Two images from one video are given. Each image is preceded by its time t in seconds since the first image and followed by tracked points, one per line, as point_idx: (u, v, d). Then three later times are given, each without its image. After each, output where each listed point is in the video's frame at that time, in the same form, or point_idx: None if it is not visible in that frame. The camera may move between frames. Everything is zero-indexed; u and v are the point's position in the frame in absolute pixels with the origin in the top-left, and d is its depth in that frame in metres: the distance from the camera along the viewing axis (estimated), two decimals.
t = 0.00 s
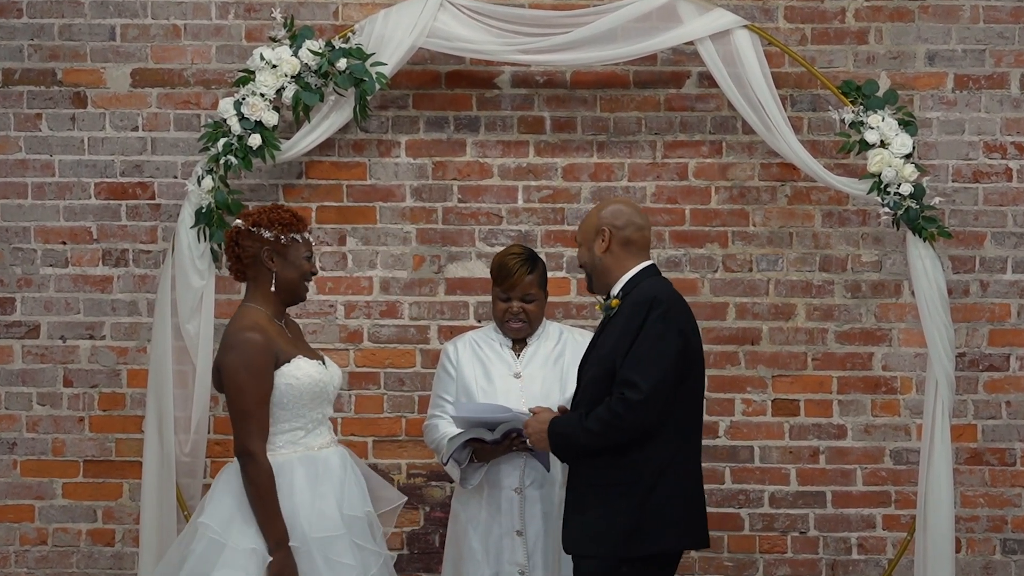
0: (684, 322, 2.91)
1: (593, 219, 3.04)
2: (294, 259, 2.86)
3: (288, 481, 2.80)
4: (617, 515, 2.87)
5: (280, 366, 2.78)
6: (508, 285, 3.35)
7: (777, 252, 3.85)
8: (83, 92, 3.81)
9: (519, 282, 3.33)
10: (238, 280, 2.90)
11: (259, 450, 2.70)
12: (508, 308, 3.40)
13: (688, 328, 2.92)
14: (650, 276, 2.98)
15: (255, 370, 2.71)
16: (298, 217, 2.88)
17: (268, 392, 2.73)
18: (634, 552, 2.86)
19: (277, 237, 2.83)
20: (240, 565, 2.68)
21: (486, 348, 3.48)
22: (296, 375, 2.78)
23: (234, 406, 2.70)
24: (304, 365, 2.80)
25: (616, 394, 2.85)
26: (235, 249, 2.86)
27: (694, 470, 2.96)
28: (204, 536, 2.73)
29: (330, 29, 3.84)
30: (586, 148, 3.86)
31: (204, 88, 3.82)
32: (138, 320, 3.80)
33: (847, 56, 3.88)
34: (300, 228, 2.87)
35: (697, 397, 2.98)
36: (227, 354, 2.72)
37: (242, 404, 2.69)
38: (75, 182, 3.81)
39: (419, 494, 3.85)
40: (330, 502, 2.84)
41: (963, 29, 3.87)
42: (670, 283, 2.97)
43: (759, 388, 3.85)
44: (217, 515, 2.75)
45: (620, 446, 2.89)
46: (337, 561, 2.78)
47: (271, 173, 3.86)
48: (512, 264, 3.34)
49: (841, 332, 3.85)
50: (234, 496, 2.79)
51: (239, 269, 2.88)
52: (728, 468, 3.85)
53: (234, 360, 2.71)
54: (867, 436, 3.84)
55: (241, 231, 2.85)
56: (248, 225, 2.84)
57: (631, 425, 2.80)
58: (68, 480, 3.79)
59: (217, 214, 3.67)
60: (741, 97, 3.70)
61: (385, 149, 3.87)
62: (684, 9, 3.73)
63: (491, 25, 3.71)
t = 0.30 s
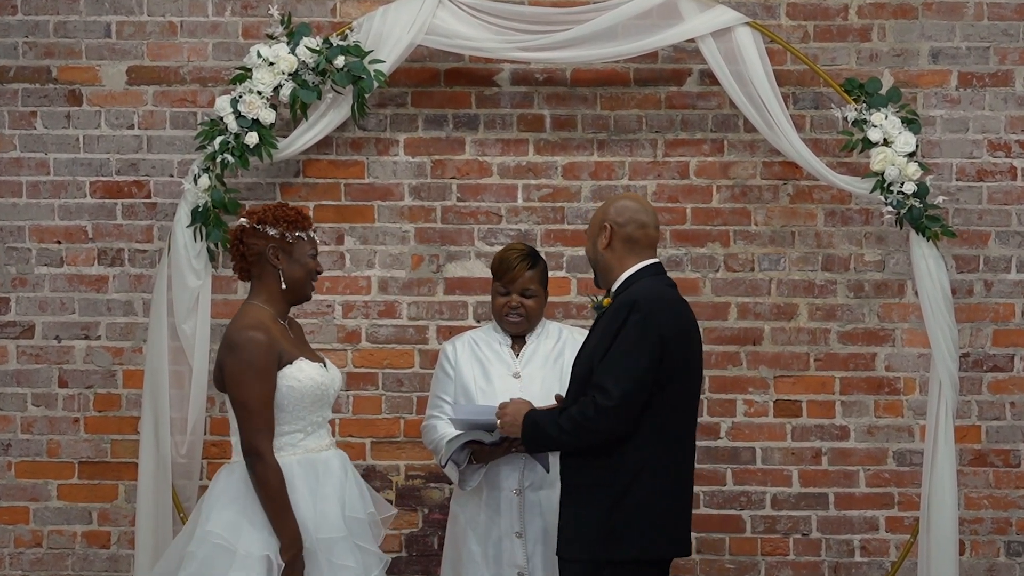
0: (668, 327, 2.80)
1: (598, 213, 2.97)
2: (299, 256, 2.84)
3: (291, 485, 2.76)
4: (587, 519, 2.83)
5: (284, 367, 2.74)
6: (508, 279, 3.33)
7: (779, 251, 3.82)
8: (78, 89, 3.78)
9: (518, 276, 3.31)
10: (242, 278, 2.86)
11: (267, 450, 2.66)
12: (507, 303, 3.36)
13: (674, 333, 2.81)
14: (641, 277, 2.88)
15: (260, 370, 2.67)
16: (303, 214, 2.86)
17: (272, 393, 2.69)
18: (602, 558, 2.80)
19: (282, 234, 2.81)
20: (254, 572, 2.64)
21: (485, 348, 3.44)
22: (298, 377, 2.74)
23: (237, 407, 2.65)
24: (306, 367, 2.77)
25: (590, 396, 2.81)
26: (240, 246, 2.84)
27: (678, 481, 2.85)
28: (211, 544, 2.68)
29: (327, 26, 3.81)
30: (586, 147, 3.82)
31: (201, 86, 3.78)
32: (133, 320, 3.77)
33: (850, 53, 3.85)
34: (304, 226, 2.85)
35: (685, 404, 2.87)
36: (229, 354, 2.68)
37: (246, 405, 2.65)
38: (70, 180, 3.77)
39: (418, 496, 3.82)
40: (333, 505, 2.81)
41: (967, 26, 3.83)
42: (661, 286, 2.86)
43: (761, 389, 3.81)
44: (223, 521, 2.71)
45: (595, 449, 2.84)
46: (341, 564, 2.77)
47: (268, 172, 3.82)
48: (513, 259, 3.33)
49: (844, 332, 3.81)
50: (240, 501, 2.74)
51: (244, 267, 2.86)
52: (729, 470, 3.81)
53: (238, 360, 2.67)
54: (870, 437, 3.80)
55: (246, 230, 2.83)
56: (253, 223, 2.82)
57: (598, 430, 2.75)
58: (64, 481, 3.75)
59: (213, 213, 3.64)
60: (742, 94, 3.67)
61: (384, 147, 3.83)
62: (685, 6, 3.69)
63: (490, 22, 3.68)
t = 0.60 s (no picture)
0: (655, 333, 2.72)
1: (600, 210, 2.92)
2: (305, 252, 2.81)
3: (297, 490, 2.74)
4: (570, 521, 2.81)
5: (297, 373, 2.70)
6: (508, 266, 3.34)
7: (782, 251, 3.78)
8: (75, 88, 3.74)
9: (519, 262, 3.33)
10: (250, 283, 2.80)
11: (277, 454, 2.62)
12: (507, 290, 3.34)
13: (661, 338, 2.73)
14: (634, 281, 2.81)
15: (277, 373, 2.62)
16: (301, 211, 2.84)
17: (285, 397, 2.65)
18: (582, 562, 2.78)
19: (286, 231, 2.77)
20: None
21: (484, 350, 3.40)
22: (311, 384, 2.70)
23: (252, 407, 2.59)
24: (319, 374, 2.73)
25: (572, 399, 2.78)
26: (245, 251, 2.78)
27: (664, 487, 2.78)
28: (216, 545, 2.66)
29: (326, 23, 3.77)
30: (587, 146, 3.78)
31: (198, 84, 3.74)
32: (130, 321, 3.73)
33: (854, 51, 3.81)
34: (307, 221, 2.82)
35: (674, 409, 2.79)
36: (246, 354, 2.62)
37: (262, 405, 2.60)
38: (66, 179, 3.74)
39: (417, 498, 3.78)
40: (338, 513, 2.78)
41: (972, 23, 3.80)
42: (651, 289, 2.78)
43: (764, 390, 3.77)
44: (228, 524, 2.68)
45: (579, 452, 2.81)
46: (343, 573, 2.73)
47: (266, 171, 3.79)
48: (513, 250, 3.36)
49: (847, 333, 3.77)
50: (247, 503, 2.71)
51: (251, 272, 2.80)
52: (732, 472, 3.78)
53: (255, 361, 2.61)
54: (874, 439, 3.76)
55: (248, 236, 2.79)
56: (256, 223, 2.78)
57: (577, 434, 2.71)
58: (60, 483, 3.72)
59: (210, 213, 3.60)
60: (745, 92, 3.63)
61: (383, 146, 3.79)
62: (688, 3, 3.65)
63: (491, 20, 3.64)
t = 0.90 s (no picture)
0: (654, 336, 2.68)
1: (601, 209, 2.87)
2: (312, 251, 2.77)
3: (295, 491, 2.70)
4: (569, 525, 2.78)
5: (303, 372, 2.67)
6: (513, 264, 3.31)
7: (784, 250, 3.74)
8: (71, 86, 3.71)
9: (521, 260, 3.31)
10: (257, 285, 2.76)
11: (282, 454, 2.58)
12: (512, 289, 3.31)
13: (660, 341, 2.69)
14: (634, 283, 2.77)
15: (283, 371, 2.59)
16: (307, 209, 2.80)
17: (291, 397, 2.62)
18: (581, 566, 2.75)
19: (293, 230, 2.74)
20: None
21: (483, 350, 3.37)
22: (316, 385, 2.67)
23: (257, 405, 2.56)
24: (323, 374, 2.70)
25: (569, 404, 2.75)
26: (251, 251, 2.75)
27: (664, 490, 2.74)
28: (216, 546, 2.62)
29: (325, 21, 3.74)
30: (588, 144, 3.75)
31: (195, 82, 3.71)
32: (126, 321, 3.70)
33: (857, 48, 3.77)
34: (314, 220, 2.79)
35: (674, 412, 2.75)
36: (252, 352, 2.59)
37: (268, 404, 2.57)
38: (62, 178, 3.70)
39: (417, 500, 3.75)
40: (336, 516, 2.75)
41: (976, 21, 3.76)
42: (648, 292, 2.74)
43: (767, 391, 3.74)
44: (228, 524, 2.64)
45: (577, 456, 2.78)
46: None
47: (264, 170, 3.75)
48: (516, 249, 3.34)
49: (850, 333, 3.74)
50: (248, 503, 2.67)
51: (258, 272, 2.77)
52: (734, 473, 3.74)
53: (262, 359, 2.58)
54: (878, 440, 3.73)
55: (255, 236, 2.76)
56: (262, 223, 2.75)
57: (575, 438, 2.68)
58: (55, 485, 3.68)
59: (208, 212, 3.57)
60: (747, 90, 3.59)
61: (382, 144, 3.76)
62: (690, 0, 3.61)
63: (491, 17, 3.61)
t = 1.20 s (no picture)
0: (661, 338, 2.66)
1: (602, 207, 2.84)
2: (313, 251, 2.74)
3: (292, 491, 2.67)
4: (573, 530, 2.73)
5: (301, 372, 2.64)
6: (516, 266, 3.27)
7: (787, 250, 3.71)
8: (66, 84, 3.67)
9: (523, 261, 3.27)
10: (256, 284, 2.72)
11: (281, 453, 2.55)
12: (513, 291, 3.27)
13: (667, 342, 2.67)
14: (638, 284, 2.74)
15: (281, 371, 2.56)
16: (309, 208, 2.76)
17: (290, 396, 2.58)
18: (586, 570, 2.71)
19: (294, 229, 2.70)
20: None
21: (483, 351, 3.33)
22: (314, 385, 2.63)
23: (255, 405, 2.54)
24: (321, 373, 2.67)
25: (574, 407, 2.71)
26: (252, 250, 2.70)
27: (670, 493, 2.71)
28: (217, 548, 2.57)
29: (322, 18, 3.71)
30: (589, 143, 3.71)
31: (191, 80, 3.67)
32: (122, 322, 3.66)
33: (861, 46, 3.73)
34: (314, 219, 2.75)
35: (679, 414, 2.72)
36: (250, 351, 2.56)
37: (266, 404, 2.54)
38: (57, 177, 3.67)
39: (415, 502, 3.71)
40: (333, 516, 2.71)
41: (980, 18, 3.72)
42: (654, 293, 2.71)
43: (769, 392, 3.70)
44: (230, 526, 2.60)
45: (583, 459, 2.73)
46: None
47: (261, 169, 3.72)
48: (519, 250, 3.30)
49: (854, 333, 3.70)
50: (248, 504, 2.63)
51: (257, 272, 2.72)
52: (736, 475, 3.70)
53: (259, 358, 2.56)
54: (881, 441, 3.69)
55: (255, 234, 2.71)
56: (263, 221, 2.70)
57: (582, 442, 2.64)
58: (51, 487, 3.65)
59: (205, 211, 3.55)
60: (749, 89, 3.56)
61: (380, 143, 3.72)
62: None
63: (490, 14, 3.57)
